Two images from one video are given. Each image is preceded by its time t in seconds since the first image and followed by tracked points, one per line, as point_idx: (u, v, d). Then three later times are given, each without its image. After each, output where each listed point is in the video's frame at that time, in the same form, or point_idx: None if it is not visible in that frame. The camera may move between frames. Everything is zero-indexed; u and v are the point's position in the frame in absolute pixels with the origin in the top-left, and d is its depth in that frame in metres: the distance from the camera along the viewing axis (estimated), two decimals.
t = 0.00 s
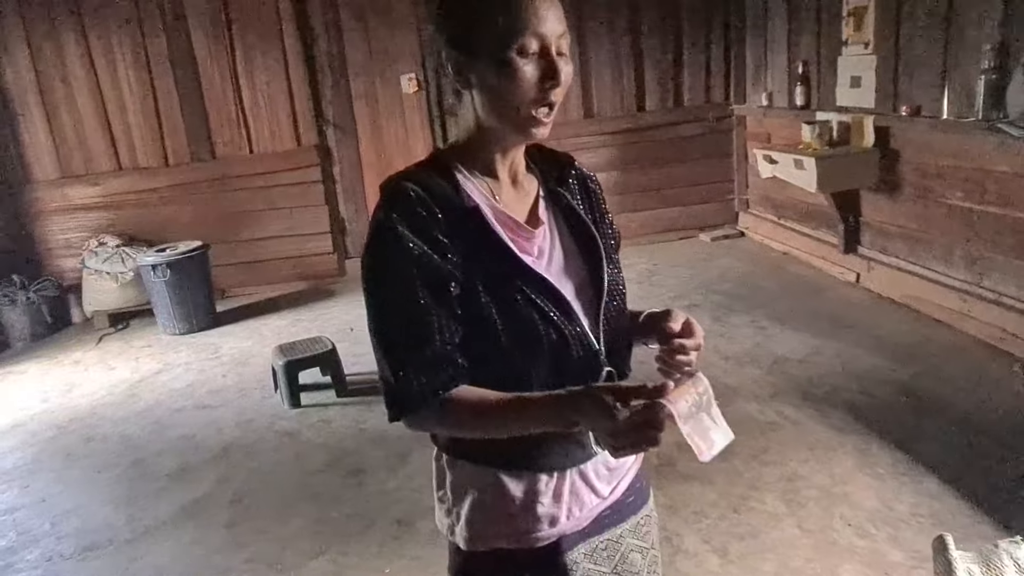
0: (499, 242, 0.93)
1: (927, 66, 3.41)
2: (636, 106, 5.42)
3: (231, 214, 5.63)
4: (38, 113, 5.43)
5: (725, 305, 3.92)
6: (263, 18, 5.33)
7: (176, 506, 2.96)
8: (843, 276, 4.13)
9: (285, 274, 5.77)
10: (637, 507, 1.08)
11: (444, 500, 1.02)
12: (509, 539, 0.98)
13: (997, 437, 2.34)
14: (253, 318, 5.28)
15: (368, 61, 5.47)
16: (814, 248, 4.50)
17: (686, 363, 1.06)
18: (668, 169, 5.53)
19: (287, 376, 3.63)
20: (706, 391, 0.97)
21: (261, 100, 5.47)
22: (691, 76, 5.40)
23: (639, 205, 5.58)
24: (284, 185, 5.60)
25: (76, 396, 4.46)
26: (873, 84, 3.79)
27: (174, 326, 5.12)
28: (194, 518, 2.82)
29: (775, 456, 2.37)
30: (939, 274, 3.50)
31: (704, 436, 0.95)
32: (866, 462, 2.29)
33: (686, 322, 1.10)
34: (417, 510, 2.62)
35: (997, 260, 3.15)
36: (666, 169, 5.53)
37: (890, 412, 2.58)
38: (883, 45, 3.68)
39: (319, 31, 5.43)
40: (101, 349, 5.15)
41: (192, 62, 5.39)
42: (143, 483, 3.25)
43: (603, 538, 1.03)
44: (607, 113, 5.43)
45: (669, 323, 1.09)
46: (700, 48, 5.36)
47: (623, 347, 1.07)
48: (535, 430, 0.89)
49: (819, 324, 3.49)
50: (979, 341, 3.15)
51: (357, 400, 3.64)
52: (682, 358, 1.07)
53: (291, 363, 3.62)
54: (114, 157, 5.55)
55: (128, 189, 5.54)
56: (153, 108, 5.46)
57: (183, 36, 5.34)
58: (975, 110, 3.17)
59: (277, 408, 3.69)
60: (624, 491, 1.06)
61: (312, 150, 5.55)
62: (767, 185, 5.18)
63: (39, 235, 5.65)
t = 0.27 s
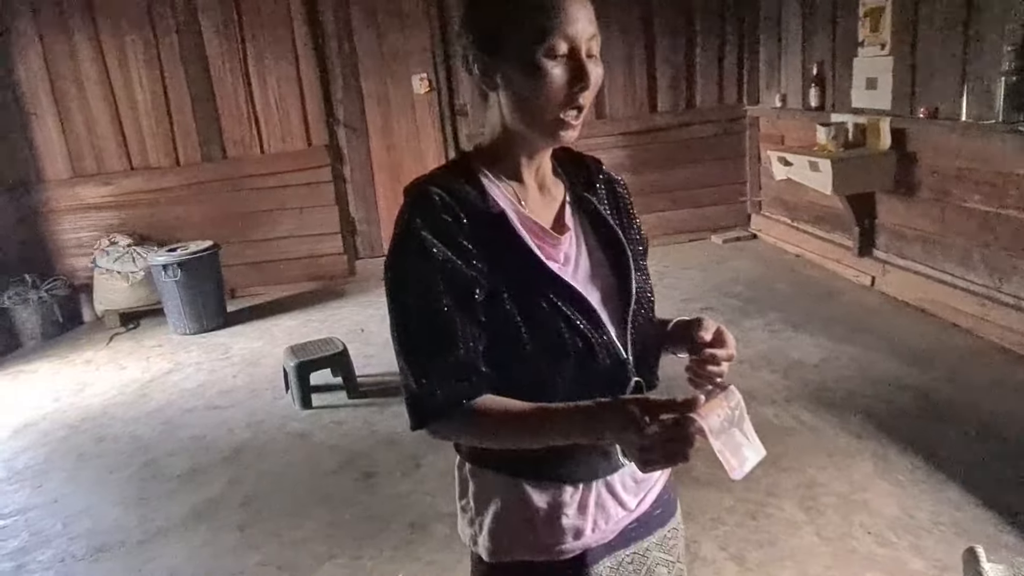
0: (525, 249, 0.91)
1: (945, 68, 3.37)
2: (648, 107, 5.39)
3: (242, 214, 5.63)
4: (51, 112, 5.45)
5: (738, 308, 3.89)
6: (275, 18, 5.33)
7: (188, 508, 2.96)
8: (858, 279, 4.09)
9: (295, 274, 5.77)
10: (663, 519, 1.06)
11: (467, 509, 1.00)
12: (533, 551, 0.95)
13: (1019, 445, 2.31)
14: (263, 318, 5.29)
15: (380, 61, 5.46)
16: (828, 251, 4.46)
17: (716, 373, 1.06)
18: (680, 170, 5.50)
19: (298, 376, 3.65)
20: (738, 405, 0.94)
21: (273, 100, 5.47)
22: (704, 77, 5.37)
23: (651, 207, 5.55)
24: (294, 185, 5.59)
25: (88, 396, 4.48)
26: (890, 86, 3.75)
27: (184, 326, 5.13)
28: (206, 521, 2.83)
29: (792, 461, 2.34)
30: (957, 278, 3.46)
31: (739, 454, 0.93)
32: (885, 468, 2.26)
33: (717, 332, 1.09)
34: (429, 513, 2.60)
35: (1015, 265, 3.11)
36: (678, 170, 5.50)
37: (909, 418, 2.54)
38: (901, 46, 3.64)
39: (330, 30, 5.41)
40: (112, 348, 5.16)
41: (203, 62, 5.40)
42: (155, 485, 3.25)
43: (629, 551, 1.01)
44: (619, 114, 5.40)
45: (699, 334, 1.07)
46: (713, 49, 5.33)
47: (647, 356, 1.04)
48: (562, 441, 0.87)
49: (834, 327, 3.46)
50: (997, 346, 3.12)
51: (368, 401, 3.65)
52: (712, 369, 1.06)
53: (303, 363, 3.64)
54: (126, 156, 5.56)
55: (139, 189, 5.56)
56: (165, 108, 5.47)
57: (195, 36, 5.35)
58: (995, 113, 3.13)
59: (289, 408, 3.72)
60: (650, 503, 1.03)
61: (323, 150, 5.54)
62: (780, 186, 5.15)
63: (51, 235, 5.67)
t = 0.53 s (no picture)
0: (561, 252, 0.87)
1: (985, 65, 3.28)
2: (675, 105, 5.32)
3: (268, 213, 5.65)
4: (81, 112, 5.51)
5: (768, 310, 3.82)
6: (300, 17, 5.33)
7: (213, 507, 2.96)
8: (893, 282, 3.99)
9: (320, 273, 5.77)
10: (704, 539, 1.01)
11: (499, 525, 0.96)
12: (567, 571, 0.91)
13: None
14: (288, 317, 5.29)
15: (405, 59, 5.43)
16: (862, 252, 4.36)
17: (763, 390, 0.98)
18: (708, 170, 5.43)
19: (324, 377, 3.63)
20: (789, 423, 0.89)
21: (298, 99, 5.47)
22: (734, 75, 5.29)
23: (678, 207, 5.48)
24: (319, 184, 5.59)
25: (115, 393, 4.51)
26: (927, 83, 3.66)
27: (210, 324, 5.16)
28: (230, 521, 2.82)
29: (826, 469, 2.28)
30: (996, 281, 3.36)
31: (790, 472, 0.89)
32: (925, 478, 2.19)
33: (764, 344, 1.02)
34: (454, 517, 2.57)
35: None
36: (707, 170, 5.42)
37: (949, 426, 2.46)
38: (938, 43, 3.54)
39: (356, 29, 5.38)
40: (139, 346, 5.20)
41: (230, 62, 5.41)
42: (180, 483, 3.26)
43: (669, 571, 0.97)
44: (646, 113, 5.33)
45: (745, 345, 1.01)
46: (742, 47, 5.24)
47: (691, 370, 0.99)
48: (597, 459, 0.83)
49: (868, 331, 3.38)
50: None
51: (393, 402, 3.62)
52: (759, 385, 0.98)
53: (328, 364, 3.63)
54: (154, 155, 5.60)
55: (166, 187, 5.59)
56: (192, 107, 5.49)
57: (222, 35, 5.36)
58: None
59: (313, 409, 3.70)
60: (691, 524, 0.98)
61: (348, 150, 5.53)
62: (811, 186, 5.05)
63: (80, 233, 5.73)
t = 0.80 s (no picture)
0: (608, 265, 0.79)
1: None
2: (723, 101, 5.17)
3: (308, 211, 5.64)
4: (127, 110, 5.56)
5: (820, 313, 3.67)
6: (341, 14, 5.29)
7: (250, 509, 2.93)
8: (953, 285, 3.81)
9: (360, 272, 5.74)
10: None
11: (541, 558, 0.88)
12: None
13: None
14: (328, 315, 5.28)
15: (446, 55, 5.35)
16: (919, 253, 4.18)
17: (837, 420, 0.88)
18: (757, 167, 5.26)
19: (361, 377, 3.59)
20: (867, 463, 0.78)
21: (339, 97, 5.44)
22: (784, 69, 5.12)
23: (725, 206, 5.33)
24: (360, 182, 5.56)
25: (158, 390, 4.53)
26: (993, 76, 3.47)
27: (251, 322, 5.16)
28: (267, 523, 2.78)
29: (887, 485, 2.15)
30: None
31: (862, 512, 0.80)
32: (994, 496, 2.05)
33: (840, 368, 0.91)
34: (494, 525, 2.49)
35: None
36: (755, 168, 5.26)
37: (1019, 441, 2.31)
38: (1005, 34, 3.35)
39: (397, 25, 5.33)
40: (181, 343, 5.23)
41: (271, 59, 5.40)
42: (218, 483, 3.23)
43: None
44: (692, 109, 5.20)
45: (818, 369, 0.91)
46: (793, 40, 5.08)
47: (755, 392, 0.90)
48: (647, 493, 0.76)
49: (927, 337, 3.22)
50: None
51: (430, 404, 3.56)
52: (833, 414, 0.89)
53: (365, 364, 3.58)
54: (197, 153, 5.63)
55: (209, 185, 5.62)
56: (234, 105, 5.50)
57: (263, 33, 5.36)
58: None
59: (350, 410, 3.66)
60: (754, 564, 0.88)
61: (387, 147, 5.47)
62: (864, 184, 4.86)
63: (125, 230, 5.80)
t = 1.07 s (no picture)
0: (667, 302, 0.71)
1: None
2: (782, 98, 4.97)
3: (356, 211, 5.60)
4: (178, 112, 5.59)
5: (886, 322, 3.48)
6: (390, 12, 5.23)
7: (292, 518, 2.87)
8: None
9: (407, 273, 5.68)
10: None
11: None
12: None
13: None
14: (374, 317, 5.23)
15: (494, 54, 5.24)
16: (994, 259, 3.95)
17: (942, 493, 0.77)
18: (816, 167, 5.05)
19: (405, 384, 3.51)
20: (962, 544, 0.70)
21: (387, 96, 5.38)
22: (847, 64, 4.90)
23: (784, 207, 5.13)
24: (407, 182, 5.49)
25: (206, 391, 4.52)
26: None
27: (298, 323, 5.14)
28: (308, 534, 2.72)
29: (967, 516, 1.98)
30: None
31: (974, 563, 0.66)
32: None
33: (946, 432, 0.81)
34: (541, 545, 2.39)
35: None
36: (816, 167, 5.05)
37: None
38: None
39: (445, 23, 5.24)
40: (230, 343, 5.23)
41: (319, 59, 5.37)
42: (260, 490, 3.18)
43: None
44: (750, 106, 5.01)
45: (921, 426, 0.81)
46: (858, 34, 4.85)
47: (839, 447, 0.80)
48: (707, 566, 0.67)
49: (1006, 350, 3.01)
50: None
51: (475, 413, 3.47)
52: (938, 488, 0.78)
53: (410, 370, 3.51)
54: (246, 154, 5.63)
55: (258, 186, 5.62)
56: (283, 106, 5.49)
57: (312, 33, 5.33)
58: None
59: (394, 417, 3.59)
60: None
61: (434, 147, 5.39)
62: (934, 185, 4.62)
63: (177, 230, 5.84)
